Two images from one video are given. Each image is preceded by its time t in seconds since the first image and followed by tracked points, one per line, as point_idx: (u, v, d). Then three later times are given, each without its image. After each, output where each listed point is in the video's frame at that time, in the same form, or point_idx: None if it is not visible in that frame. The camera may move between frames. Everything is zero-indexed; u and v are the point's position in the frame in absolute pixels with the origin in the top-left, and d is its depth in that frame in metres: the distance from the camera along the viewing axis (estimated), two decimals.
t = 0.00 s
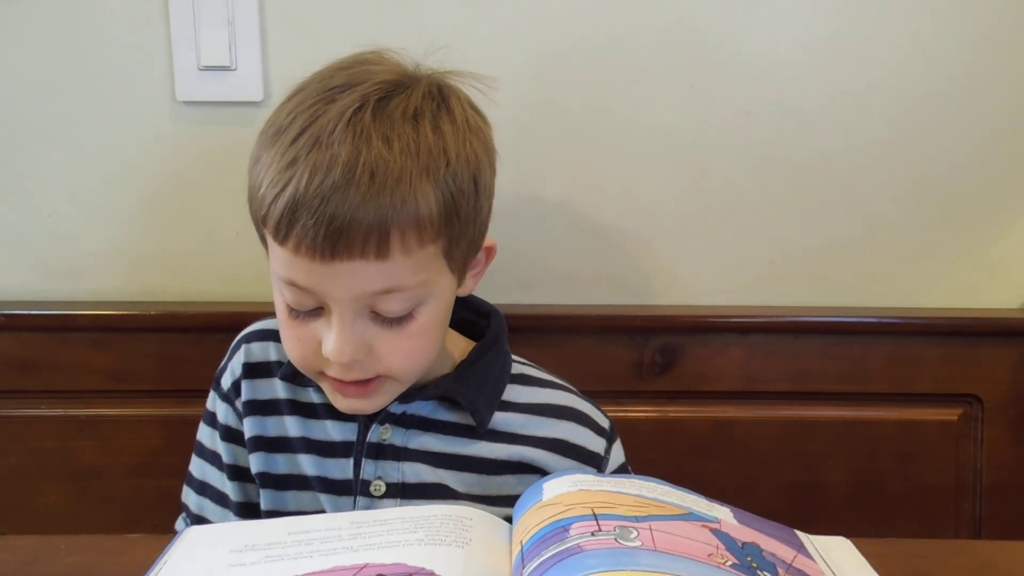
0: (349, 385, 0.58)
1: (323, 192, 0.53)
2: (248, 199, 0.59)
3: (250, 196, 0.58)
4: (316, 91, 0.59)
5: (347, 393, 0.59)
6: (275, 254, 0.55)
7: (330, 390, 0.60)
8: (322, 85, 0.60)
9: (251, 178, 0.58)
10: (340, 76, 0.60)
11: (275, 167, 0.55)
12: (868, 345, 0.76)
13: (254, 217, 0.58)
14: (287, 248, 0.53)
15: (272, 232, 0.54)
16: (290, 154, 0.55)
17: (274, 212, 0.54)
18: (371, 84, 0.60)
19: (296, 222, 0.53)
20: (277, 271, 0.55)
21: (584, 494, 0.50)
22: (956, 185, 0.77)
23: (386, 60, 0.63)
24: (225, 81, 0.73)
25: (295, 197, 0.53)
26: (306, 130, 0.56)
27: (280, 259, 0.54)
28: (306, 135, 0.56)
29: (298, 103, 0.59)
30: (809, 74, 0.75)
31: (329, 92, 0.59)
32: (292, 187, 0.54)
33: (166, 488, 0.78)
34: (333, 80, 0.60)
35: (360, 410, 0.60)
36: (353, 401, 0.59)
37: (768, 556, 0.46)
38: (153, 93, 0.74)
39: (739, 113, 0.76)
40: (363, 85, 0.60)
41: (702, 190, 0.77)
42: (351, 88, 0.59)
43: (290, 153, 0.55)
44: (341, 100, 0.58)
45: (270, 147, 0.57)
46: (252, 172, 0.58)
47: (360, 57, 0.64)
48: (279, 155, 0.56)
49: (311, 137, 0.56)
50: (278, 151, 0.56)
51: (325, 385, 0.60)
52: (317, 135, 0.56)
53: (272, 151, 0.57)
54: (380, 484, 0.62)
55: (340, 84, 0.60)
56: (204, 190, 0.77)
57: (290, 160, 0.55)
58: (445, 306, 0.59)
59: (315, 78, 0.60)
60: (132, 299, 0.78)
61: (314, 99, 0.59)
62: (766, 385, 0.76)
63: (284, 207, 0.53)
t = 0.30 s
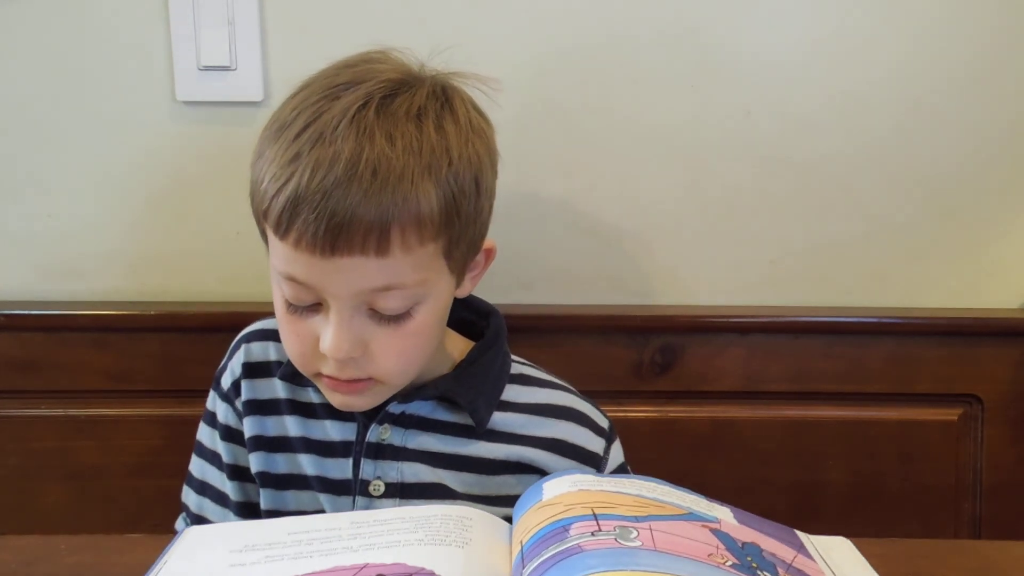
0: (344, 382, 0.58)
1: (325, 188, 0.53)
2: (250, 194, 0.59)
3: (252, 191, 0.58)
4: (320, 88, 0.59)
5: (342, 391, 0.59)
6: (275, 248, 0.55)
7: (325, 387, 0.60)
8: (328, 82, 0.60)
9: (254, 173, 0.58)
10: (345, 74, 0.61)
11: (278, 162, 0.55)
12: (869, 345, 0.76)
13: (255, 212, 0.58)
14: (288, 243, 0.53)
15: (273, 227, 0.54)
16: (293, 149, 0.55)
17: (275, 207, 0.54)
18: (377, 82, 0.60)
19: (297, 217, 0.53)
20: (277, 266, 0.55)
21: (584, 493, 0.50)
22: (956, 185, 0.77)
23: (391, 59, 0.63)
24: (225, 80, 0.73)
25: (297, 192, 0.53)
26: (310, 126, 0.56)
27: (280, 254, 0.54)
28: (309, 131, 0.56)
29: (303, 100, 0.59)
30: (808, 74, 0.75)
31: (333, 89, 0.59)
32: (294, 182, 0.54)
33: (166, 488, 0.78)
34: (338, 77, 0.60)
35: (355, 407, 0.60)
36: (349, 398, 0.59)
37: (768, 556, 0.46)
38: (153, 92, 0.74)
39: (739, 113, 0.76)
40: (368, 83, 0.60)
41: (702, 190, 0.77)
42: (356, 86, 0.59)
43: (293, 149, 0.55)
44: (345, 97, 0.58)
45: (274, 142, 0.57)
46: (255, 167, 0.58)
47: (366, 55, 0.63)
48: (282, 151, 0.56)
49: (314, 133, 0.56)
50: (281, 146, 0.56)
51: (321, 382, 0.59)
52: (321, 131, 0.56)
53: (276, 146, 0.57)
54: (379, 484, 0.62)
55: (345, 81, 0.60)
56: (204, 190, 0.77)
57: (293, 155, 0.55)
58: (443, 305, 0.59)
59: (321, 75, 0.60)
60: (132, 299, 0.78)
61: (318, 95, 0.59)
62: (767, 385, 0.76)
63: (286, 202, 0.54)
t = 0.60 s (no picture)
0: (343, 376, 0.58)
1: (335, 181, 0.53)
2: (259, 186, 0.59)
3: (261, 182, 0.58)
4: (333, 83, 0.60)
5: (341, 385, 0.58)
6: (282, 239, 0.55)
7: (324, 382, 0.59)
8: (341, 77, 0.60)
9: (263, 164, 0.58)
10: (359, 70, 0.61)
11: (289, 154, 0.56)
12: (869, 345, 0.76)
13: (263, 204, 0.58)
14: (295, 234, 0.54)
15: (280, 217, 0.55)
16: (305, 142, 0.56)
17: (283, 198, 0.54)
18: (390, 80, 0.60)
19: (306, 208, 0.53)
20: (282, 258, 0.55)
21: (584, 493, 0.50)
22: (957, 185, 0.77)
23: (404, 58, 0.63)
24: (225, 81, 0.73)
25: (307, 184, 0.53)
26: (322, 120, 0.57)
27: (286, 244, 0.54)
28: (321, 124, 0.56)
29: (316, 94, 0.59)
30: (809, 73, 0.75)
31: (347, 84, 0.59)
32: (304, 174, 0.54)
33: (165, 488, 0.78)
34: (352, 73, 0.61)
35: (354, 402, 0.60)
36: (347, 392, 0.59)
37: (768, 556, 0.46)
38: (153, 92, 0.74)
39: (740, 113, 0.75)
40: (382, 79, 0.60)
41: (703, 190, 0.77)
42: (369, 82, 0.60)
43: (305, 141, 0.56)
44: (358, 92, 0.58)
45: (286, 134, 0.57)
46: (265, 158, 0.58)
47: (378, 54, 0.64)
48: (293, 143, 0.56)
49: (326, 126, 0.56)
50: (292, 139, 0.57)
51: (320, 376, 0.59)
52: (333, 125, 0.56)
53: (287, 138, 0.57)
54: (378, 482, 0.62)
55: (358, 77, 0.60)
56: (204, 190, 0.77)
57: (305, 148, 0.55)
58: (446, 304, 0.59)
59: (334, 72, 0.61)
60: (132, 299, 0.78)
61: (332, 90, 0.59)
62: (767, 385, 0.76)
63: (295, 193, 0.54)
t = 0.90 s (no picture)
0: (341, 369, 0.58)
1: (339, 175, 0.53)
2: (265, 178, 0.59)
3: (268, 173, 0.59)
4: (344, 78, 0.60)
5: (338, 377, 0.58)
6: (284, 230, 0.55)
7: (322, 374, 0.59)
8: (351, 73, 0.61)
9: (270, 156, 0.58)
10: (369, 66, 0.61)
11: (295, 146, 0.56)
12: (869, 345, 0.76)
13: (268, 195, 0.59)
14: (297, 225, 0.54)
15: (284, 208, 0.55)
16: (312, 135, 0.56)
17: (287, 189, 0.55)
18: (399, 77, 0.61)
19: (309, 200, 0.53)
20: (284, 249, 0.55)
21: (584, 493, 0.50)
22: (957, 184, 0.77)
23: (414, 57, 0.64)
24: (225, 80, 0.73)
25: (311, 177, 0.54)
26: (330, 114, 0.57)
27: (288, 235, 0.54)
28: (329, 118, 0.57)
29: (325, 89, 0.59)
30: (809, 73, 0.75)
31: (357, 80, 0.60)
32: (309, 167, 0.54)
33: (165, 488, 0.78)
34: (362, 70, 0.61)
35: (350, 395, 0.59)
36: (344, 385, 0.59)
37: (768, 556, 0.46)
38: (152, 92, 0.74)
39: (740, 113, 0.75)
40: (391, 76, 0.60)
41: (703, 190, 0.77)
42: (378, 78, 0.60)
43: (312, 134, 0.56)
44: (367, 88, 0.59)
45: (293, 127, 0.57)
46: (272, 150, 0.59)
47: (389, 52, 0.64)
48: (300, 136, 0.57)
49: (334, 120, 0.56)
50: (300, 132, 0.57)
51: (318, 368, 0.59)
52: (340, 119, 0.56)
53: (295, 131, 0.57)
54: (375, 479, 0.62)
55: (369, 73, 0.60)
56: (204, 190, 0.77)
57: (311, 141, 0.56)
58: (445, 302, 0.59)
59: (345, 68, 0.61)
60: (132, 299, 0.78)
61: (341, 85, 0.59)
62: (767, 385, 0.76)
63: (299, 185, 0.54)
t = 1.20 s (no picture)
0: (339, 355, 0.58)
1: (339, 163, 0.54)
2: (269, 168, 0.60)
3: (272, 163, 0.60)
4: (348, 71, 0.61)
5: (335, 364, 0.58)
6: (286, 216, 0.56)
7: (320, 360, 0.59)
8: (355, 66, 0.61)
9: (275, 147, 0.59)
10: (372, 61, 0.62)
11: (298, 136, 0.57)
12: (869, 345, 0.76)
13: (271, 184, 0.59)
14: (298, 211, 0.54)
15: (285, 194, 0.56)
16: (315, 125, 0.57)
17: (290, 176, 0.55)
18: (402, 70, 0.61)
19: (309, 187, 0.54)
20: (285, 235, 0.56)
21: (584, 494, 0.50)
22: (957, 184, 0.77)
23: (419, 53, 0.64)
24: (225, 81, 0.73)
25: (312, 164, 0.55)
26: (333, 105, 0.58)
27: (289, 221, 0.55)
28: (332, 108, 0.57)
29: (329, 81, 0.60)
30: (809, 73, 0.75)
31: (361, 72, 0.60)
32: (310, 155, 0.55)
33: (166, 488, 0.78)
34: (366, 63, 0.62)
35: (347, 382, 0.59)
36: (342, 372, 0.59)
37: (769, 556, 0.46)
38: (152, 93, 0.74)
39: (740, 113, 0.75)
40: (394, 69, 0.61)
41: (703, 190, 0.77)
42: (382, 71, 0.61)
43: (315, 124, 0.57)
44: (371, 80, 0.59)
45: (298, 118, 0.58)
46: (276, 141, 0.60)
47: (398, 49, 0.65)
48: (304, 126, 0.57)
49: (337, 110, 0.57)
50: (303, 122, 0.58)
51: (316, 355, 0.59)
52: (342, 109, 0.57)
53: (299, 122, 0.58)
54: (374, 469, 0.62)
55: (372, 67, 0.61)
56: (204, 190, 0.77)
57: (313, 130, 0.57)
58: (443, 292, 0.59)
59: (349, 63, 0.62)
60: (132, 299, 0.78)
61: (346, 77, 0.60)
62: (767, 385, 0.76)
63: (300, 172, 0.55)
